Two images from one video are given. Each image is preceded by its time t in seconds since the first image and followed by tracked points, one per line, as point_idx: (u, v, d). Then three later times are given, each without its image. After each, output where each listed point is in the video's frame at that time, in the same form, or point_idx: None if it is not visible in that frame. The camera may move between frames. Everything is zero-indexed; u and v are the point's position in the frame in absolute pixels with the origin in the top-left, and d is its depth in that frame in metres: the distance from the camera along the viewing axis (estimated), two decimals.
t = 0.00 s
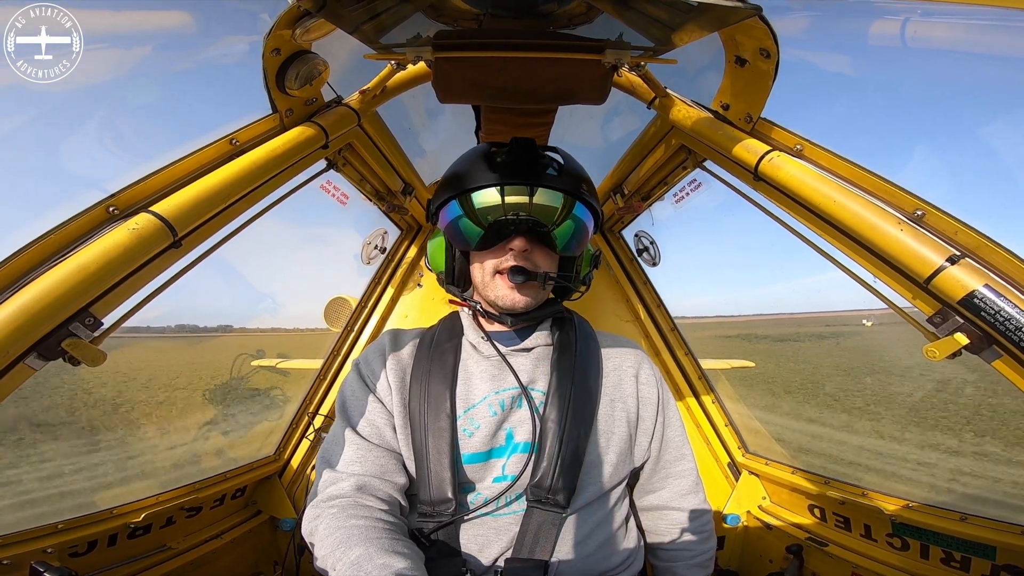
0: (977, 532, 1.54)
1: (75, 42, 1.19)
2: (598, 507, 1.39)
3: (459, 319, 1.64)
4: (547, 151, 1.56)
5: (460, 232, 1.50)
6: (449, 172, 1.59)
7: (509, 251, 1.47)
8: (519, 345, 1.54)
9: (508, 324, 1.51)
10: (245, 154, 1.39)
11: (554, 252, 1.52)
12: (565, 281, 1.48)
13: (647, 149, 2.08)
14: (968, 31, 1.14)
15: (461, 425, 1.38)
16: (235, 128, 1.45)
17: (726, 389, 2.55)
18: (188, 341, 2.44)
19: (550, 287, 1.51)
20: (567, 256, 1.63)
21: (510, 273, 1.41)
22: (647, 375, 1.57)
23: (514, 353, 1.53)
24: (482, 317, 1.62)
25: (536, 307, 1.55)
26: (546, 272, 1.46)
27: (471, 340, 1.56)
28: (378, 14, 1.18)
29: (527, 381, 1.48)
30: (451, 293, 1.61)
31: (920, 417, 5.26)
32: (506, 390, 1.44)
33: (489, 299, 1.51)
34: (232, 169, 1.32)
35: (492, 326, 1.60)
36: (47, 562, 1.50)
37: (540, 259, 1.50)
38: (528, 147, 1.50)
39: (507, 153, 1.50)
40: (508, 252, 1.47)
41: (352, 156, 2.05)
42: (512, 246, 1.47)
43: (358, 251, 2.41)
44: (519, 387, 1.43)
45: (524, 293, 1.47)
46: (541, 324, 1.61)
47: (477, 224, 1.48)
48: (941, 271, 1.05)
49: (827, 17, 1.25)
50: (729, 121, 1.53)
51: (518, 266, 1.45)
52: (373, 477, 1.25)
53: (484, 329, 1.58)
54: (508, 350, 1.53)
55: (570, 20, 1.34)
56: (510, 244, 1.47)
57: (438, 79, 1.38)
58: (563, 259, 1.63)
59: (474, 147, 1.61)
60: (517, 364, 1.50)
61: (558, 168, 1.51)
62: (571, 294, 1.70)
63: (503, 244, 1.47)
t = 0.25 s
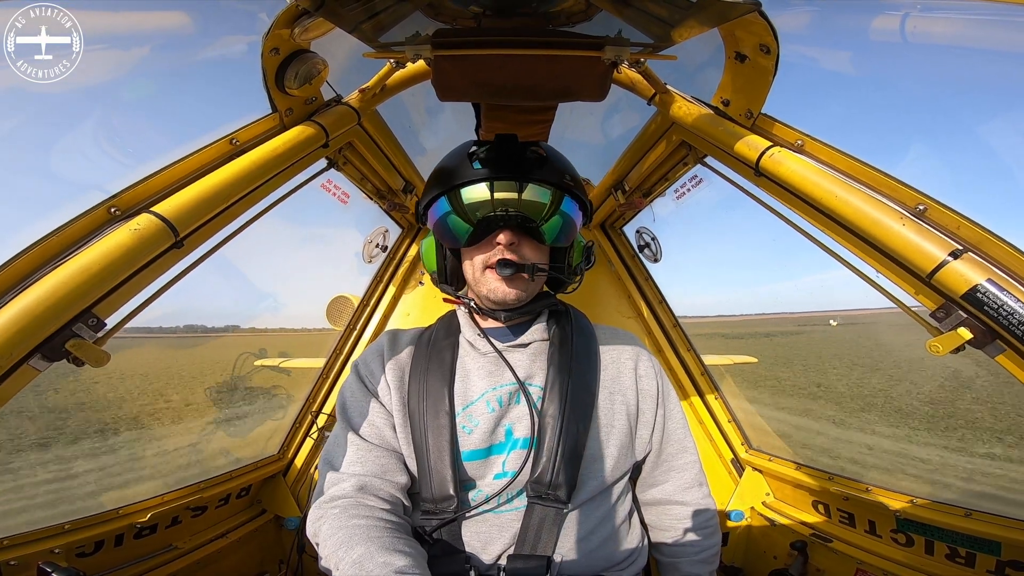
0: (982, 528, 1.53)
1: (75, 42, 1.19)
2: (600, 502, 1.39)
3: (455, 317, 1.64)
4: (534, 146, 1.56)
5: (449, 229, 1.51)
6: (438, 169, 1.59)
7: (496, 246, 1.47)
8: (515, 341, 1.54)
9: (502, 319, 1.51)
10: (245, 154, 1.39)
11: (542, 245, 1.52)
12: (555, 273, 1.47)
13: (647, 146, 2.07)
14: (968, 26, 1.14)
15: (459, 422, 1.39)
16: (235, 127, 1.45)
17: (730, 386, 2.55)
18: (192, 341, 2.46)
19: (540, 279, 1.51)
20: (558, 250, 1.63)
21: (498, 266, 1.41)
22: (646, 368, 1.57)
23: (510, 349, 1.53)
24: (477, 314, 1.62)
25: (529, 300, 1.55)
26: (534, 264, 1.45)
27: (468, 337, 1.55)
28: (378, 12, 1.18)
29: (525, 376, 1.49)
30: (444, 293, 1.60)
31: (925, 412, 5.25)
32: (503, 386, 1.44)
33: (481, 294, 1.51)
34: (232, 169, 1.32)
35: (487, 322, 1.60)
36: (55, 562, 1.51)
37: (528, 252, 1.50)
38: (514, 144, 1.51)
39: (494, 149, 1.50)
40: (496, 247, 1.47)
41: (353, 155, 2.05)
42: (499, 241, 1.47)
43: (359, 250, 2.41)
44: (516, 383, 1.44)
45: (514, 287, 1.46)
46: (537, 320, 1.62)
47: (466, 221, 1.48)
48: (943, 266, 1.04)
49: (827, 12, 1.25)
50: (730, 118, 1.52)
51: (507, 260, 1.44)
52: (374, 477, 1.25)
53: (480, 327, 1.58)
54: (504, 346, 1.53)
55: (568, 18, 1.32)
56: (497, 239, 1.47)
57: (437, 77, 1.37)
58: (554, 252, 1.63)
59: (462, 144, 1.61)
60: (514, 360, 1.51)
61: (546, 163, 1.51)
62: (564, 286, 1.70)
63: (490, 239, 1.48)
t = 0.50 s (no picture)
0: (989, 525, 1.53)
1: (75, 42, 1.19)
2: (603, 498, 1.39)
3: (456, 316, 1.63)
4: (530, 143, 1.56)
5: (446, 227, 1.51)
6: (435, 167, 1.59)
7: (492, 242, 1.47)
8: (515, 338, 1.54)
9: (500, 315, 1.50)
10: (247, 155, 1.39)
11: (539, 241, 1.52)
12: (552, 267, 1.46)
13: (649, 143, 2.07)
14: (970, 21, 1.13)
15: (461, 420, 1.39)
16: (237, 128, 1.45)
17: (736, 385, 2.55)
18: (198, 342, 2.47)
19: (536, 274, 1.50)
20: (555, 246, 1.63)
21: (494, 262, 1.41)
22: (647, 362, 1.57)
23: (511, 346, 1.53)
24: (477, 312, 1.62)
25: (526, 296, 1.55)
26: (530, 259, 1.45)
27: (468, 335, 1.56)
28: (378, 11, 1.17)
29: (525, 373, 1.49)
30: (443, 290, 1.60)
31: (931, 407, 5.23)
32: (504, 383, 1.44)
33: (478, 291, 1.51)
34: (235, 169, 1.33)
35: (486, 320, 1.60)
36: (64, 563, 1.52)
37: (524, 248, 1.49)
38: (509, 142, 1.52)
39: (490, 148, 1.51)
40: (492, 244, 1.47)
41: (354, 155, 2.05)
42: (494, 238, 1.47)
43: (361, 249, 2.41)
44: (517, 379, 1.43)
45: (510, 283, 1.46)
46: (536, 317, 1.62)
47: (463, 219, 1.48)
48: (948, 261, 1.04)
49: (827, 8, 1.24)
50: (732, 114, 1.51)
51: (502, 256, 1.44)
52: (376, 479, 1.25)
53: (479, 325, 1.58)
54: (504, 344, 1.53)
55: (568, 15, 1.32)
56: (492, 235, 1.46)
57: (438, 76, 1.37)
58: (552, 248, 1.63)
59: (458, 143, 1.62)
60: (514, 357, 1.51)
61: (542, 161, 1.51)
62: (563, 282, 1.70)
63: (487, 235, 1.47)
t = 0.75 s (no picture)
0: (998, 524, 1.52)
1: (75, 42, 1.19)
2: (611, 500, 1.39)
3: (461, 317, 1.64)
4: (535, 144, 1.55)
5: (452, 229, 1.51)
6: (441, 169, 1.59)
7: (499, 244, 1.47)
8: (521, 341, 1.54)
9: (505, 319, 1.50)
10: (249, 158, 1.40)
11: (546, 243, 1.52)
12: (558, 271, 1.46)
13: (650, 142, 2.07)
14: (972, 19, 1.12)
15: (469, 423, 1.39)
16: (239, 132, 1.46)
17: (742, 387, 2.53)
18: (203, 344, 2.49)
19: (543, 278, 1.50)
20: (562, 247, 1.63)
21: (501, 263, 1.41)
22: (653, 364, 1.56)
23: (517, 349, 1.53)
24: (483, 314, 1.63)
25: (532, 299, 1.55)
26: (536, 262, 1.45)
27: (474, 338, 1.56)
28: (378, 14, 1.17)
29: (533, 376, 1.48)
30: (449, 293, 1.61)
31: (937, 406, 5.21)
32: (511, 386, 1.44)
33: (485, 292, 1.51)
34: (237, 172, 1.33)
35: (493, 322, 1.61)
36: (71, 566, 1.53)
37: (531, 250, 1.49)
38: (516, 143, 1.52)
39: (496, 149, 1.50)
40: (498, 245, 1.47)
41: (356, 157, 2.06)
42: (501, 240, 1.47)
43: (364, 252, 2.41)
44: (524, 383, 1.43)
45: (516, 285, 1.46)
46: (543, 319, 1.62)
47: (469, 220, 1.48)
48: (953, 258, 1.03)
49: (826, 6, 1.24)
50: (732, 114, 1.50)
51: (509, 258, 1.44)
52: (386, 482, 1.25)
53: (486, 327, 1.58)
54: (511, 346, 1.53)
55: (568, 15, 1.33)
56: (499, 238, 1.47)
57: (438, 77, 1.37)
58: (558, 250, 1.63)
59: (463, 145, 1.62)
60: (522, 360, 1.51)
61: (548, 162, 1.51)
62: (569, 283, 1.69)
63: (493, 237, 1.48)
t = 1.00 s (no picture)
0: (1001, 527, 1.51)
1: (75, 42, 1.20)
2: (612, 504, 1.38)
3: (463, 321, 1.65)
4: (537, 148, 1.56)
5: (455, 232, 1.50)
6: (443, 172, 1.59)
7: (502, 249, 1.47)
8: (524, 346, 1.54)
9: (508, 322, 1.51)
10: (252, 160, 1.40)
11: (549, 247, 1.52)
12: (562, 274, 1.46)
13: (653, 144, 2.07)
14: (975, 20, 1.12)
15: (471, 426, 1.39)
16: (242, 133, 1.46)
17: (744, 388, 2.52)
18: (203, 344, 2.49)
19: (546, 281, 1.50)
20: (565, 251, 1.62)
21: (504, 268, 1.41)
22: (656, 368, 1.56)
23: (520, 354, 1.53)
24: (485, 317, 1.62)
25: (534, 303, 1.55)
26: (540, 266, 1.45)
27: (477, 342, 1.55)
28: (380, 15, 1.18)
29: (535, 381, 1.48)
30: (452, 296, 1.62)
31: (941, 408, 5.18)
32: (514, 390, 1.44)
33: (488, 296, 1.51)
34: (241, 174, 1.33)
35: (495, 325, 1.60)
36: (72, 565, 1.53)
37: (534, 254, 1.49)
38: (518, 147, 1.51)
39: (498, 153, 1.50)
40: (502, 250, 1.47)
41: (359, 159, 2.06)
42: (504, 244, 1.47)
43: (366, 253, 2.42)
44: (527, 387, 1.43)
45: (520, 289, 1.45)
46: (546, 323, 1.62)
47: (472, 224, 1.47)
48: (957, 260, 1.03)
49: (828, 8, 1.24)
50: (735, 114, 1.51)
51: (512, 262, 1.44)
52: (390, 485, 1.25)
53: (488, 331, 1.58)
54: (513, 351, 1.53)
55: (571, 16, 1.33)
56: (502, 242, 1.47)
57: (440, 79, 1.38)
58: (561, 254, 1.62)
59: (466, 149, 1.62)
60: (524, 365, 1.51)
61: (549, 165, 1.51)
62: (572, 288, 1.69)
63: (496, 241, 1.48)
